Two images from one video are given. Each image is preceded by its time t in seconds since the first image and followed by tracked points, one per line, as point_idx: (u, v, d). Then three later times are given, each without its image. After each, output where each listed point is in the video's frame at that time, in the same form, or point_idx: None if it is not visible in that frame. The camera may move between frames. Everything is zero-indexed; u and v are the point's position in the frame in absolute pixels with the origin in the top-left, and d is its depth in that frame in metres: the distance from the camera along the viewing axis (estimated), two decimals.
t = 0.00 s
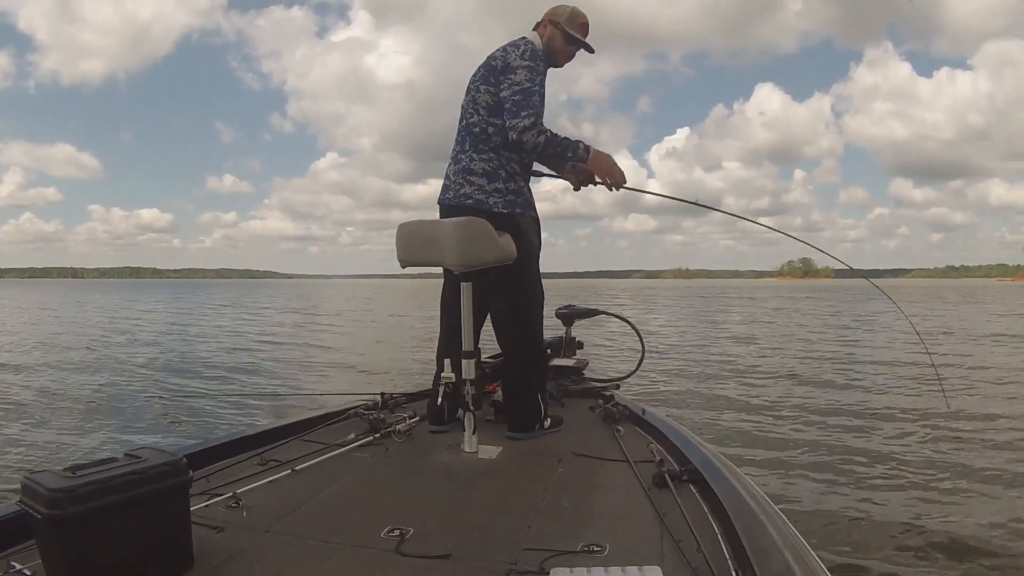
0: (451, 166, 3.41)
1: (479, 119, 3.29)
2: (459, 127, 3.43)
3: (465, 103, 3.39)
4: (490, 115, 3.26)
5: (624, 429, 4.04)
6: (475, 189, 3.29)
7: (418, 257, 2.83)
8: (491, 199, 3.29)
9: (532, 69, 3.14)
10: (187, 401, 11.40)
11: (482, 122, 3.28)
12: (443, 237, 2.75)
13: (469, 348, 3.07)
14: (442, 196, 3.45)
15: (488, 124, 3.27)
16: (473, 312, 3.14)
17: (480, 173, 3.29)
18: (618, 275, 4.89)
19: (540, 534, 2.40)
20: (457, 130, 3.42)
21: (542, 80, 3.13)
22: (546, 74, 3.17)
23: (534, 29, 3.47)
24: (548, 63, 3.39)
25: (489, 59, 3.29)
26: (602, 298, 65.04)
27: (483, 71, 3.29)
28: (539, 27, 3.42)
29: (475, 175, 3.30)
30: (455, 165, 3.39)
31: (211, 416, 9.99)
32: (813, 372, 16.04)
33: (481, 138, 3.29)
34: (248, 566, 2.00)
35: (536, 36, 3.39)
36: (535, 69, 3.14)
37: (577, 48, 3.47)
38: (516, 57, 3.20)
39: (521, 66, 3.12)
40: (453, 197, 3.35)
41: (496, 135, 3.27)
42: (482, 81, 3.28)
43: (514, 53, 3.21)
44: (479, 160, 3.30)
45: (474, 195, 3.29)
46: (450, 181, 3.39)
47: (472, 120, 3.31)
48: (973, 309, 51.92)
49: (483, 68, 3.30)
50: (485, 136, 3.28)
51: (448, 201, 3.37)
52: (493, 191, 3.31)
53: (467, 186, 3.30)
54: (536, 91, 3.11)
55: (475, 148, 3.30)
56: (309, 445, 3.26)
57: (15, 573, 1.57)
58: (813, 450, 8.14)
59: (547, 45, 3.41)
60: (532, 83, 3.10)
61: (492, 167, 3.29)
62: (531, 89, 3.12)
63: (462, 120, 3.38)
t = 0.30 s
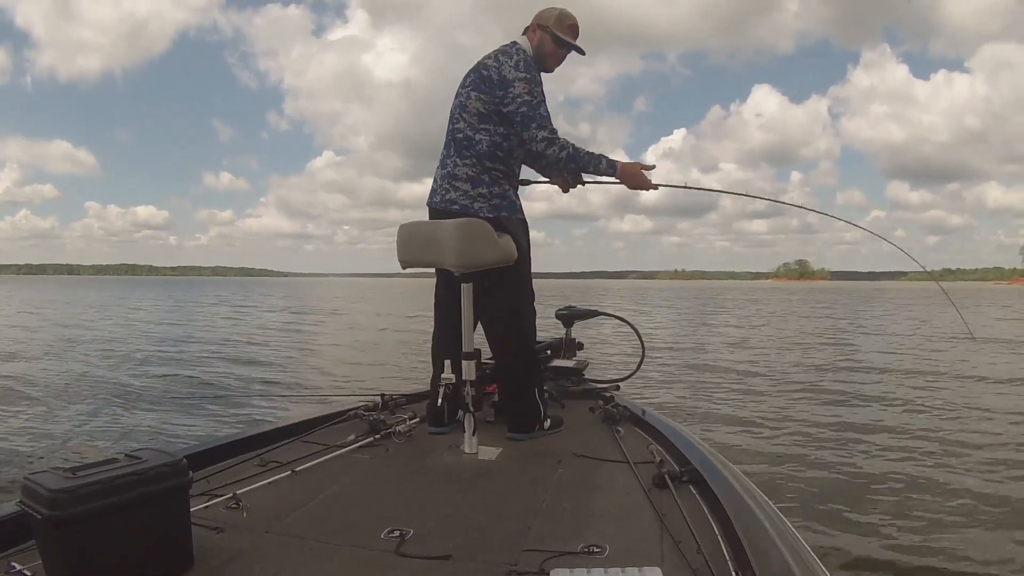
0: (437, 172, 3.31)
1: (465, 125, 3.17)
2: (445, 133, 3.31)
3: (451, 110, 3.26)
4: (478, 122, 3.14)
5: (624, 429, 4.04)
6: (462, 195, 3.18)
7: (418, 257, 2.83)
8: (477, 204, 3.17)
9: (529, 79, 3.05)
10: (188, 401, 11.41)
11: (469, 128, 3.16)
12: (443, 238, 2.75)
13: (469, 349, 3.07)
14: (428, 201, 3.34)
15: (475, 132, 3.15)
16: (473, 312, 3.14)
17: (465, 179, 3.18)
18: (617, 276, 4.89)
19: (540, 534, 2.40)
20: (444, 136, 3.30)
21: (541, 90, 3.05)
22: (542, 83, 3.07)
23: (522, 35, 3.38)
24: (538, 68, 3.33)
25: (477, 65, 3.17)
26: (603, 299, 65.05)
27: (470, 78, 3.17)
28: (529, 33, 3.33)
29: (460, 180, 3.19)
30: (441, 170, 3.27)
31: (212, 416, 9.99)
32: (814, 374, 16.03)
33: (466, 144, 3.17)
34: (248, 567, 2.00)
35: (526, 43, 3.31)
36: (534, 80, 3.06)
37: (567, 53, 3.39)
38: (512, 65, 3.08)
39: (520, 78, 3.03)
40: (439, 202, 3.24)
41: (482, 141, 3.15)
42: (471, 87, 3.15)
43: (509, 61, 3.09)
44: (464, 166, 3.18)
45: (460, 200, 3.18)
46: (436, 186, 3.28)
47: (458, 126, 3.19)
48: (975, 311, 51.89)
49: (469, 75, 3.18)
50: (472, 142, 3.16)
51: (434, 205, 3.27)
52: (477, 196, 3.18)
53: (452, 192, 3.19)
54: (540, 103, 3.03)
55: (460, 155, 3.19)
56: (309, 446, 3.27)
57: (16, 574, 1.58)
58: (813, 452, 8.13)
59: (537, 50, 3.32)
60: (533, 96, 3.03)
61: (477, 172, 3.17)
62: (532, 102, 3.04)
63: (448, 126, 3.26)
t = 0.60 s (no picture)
0: (438, 170, 3.29)
1: (470, 124, 3.15)
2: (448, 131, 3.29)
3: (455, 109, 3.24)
4: (483, 122, 3.13)
5: (624, 430, 4.04)
6: (461, 193, 3.16)
7: (418, 258, 2.83)
8: (476, 203, 3.16)
9: (540, 82, 3.05)
10: (187, 396, 11.38)
11: (473, 127, 3.14)
12: (443, 238, 2.74)
13: (470, 349, 3.06)
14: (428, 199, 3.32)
15: (480, 131, 3.13)
16: (474, 313, 3.13)
17: (465, 178, 3.16)
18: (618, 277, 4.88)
19: (540, 534, 2.40)
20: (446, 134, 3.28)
21: (552, 92, 3.05)
22: (551, 86, 3.07)
23: (532, 38, 3.37)
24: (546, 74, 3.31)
25: (486, 66, 3.15)
26: (603, 297, 65.02)
27: (478, 78, 3.15)
28: (538, 36, 3.32)
29: (460, 179, 3.17)
30: (442, 169, 3.25)
31: (210, 412, 9.95)
32: (813, 375, 16.02)
33: (469, 142, 3.15)
34: (248, 566, 2.00)
35: (536, 47, 3.31)
36: (544, 82, 3.06)
37: (575, 56, 3.37)
38: (522, 67, 3.07)
39: (531, 80, 3.03)
40: (438, 199, 3.22)
41: (486, 140, 3.14)
42: (478, 87, 3.13)
43: (519, 63, 3.08)
44: (465, 164, 3.17)
45: (459, 198, 3.16)
46: (436, 184, 3.26)
47: (461, 125, 3.17)
48: (974, 314, 51.89)
49: (477, 75, 3.16)
50: (476, 141, 3.14)
51: (433, 203, 3.25)
52: (477, 195, 3.16)
53: (452, 190, 3.17)
54: (551, 106, 3.04)
55: (461, 154, 3.17)
56: (309, 446, 3.26)
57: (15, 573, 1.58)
58: (812, 454, 8.13)
59: (546, 54, 3.30)
60: (545, 98, 3.04)
61: (477, 171, 3.16)
62: (543, 102, 3.05)
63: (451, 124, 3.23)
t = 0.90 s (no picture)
0: (438, 170, 3.29)
1: (470, 123, 3.14)
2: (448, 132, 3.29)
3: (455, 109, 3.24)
4: (483, 122, 3.13)
5: (624, 429, 4.03)
6: (460, 193, 3.16)
7: (418, 258, 2.83)
8: (475, 203, 3.16)
9: (541, 82, 3.05)
10: (186, 396, 11.35)
11: (474, 128, 3.14)
12: (443, 238, 2.73)
13: (469, 349, 3.06)
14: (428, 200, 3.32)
15: (479, 131, 3.13)
16: (474, 312, 3.13)
17: (464, 178, 3.16)
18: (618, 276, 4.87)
19: (540, 534, 2.40)
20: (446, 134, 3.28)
21: (553, 92, 3.04)
22: (553, 86, 3.06)
23: (533, 39, 3.37)
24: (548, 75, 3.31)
25: (487, 67, 3.14)
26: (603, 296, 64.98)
27: (478, 79, 3.14)
28: (538, 38, 3.32)
29: (459, 179, 3.17)
30: (442, 169, 3.25)
31: (210, 412, 9.94)
32: (813, 372, 16.02)
33: (469, 142, 3.15)
34: (248, 566, 2.00)
35: (536, 48, 3.31)
36: (545, 82, 3.06)
37: (576, 56, 3.37)
38: (523, 67, 3.07)
39: (532, 80, 3.02)
40: (437, 200, 3.23)
41: (486, 140, 3.13)
42: (478, 88, 3.13)
43: (520, 64, 3.08)
44: (463, 164, 3.17)
45: (458, 198, 3.16)
46: (436, 184, 3.27)
47: (461, 125, 3.17)
48: (973, 310, 51.89)
49: (478, 76, 3.15)
50: (476, 142, 3.14)
51: (433, 203, 3.26)
52: (476, 195, 3.16)
53: (451, 190, 3.18)
54: (552, 106, 3.03)
55: (460, 154, 3.17)
56: (309, 445, 3.26)
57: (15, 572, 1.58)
58: (812, 451, 8.13)
59: (547, 55, 3.31)
60: (546, 97, 3.03)
61: (476, 171, 3.16)
62: (545, 102, 3.04)
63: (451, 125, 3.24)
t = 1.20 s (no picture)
0: (437, 168, 3.28)
1: (476, 123, 3.14)
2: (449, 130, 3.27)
3: (459, 107, 3.22)
4: (490, 122, 3.12)
5: (624, 429, 4.04)
6: (461, 192, 3.16)
7: (419, 257, 2.83)
8: (476, 202, 3.16)
9: (555, 86, 3.08)
10: (186, 398, 11.34)
11: (480, 128, 3.13)
12: (443, 238, 2.74)
13: (469, 349, 3.06)
14: (427, 197, 3.31)
15: (486, 131, 3.13)
16: (473, 312, 3.14)
17: (465, 177, 3.16)
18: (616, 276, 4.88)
19: (540, 535, 2.40)
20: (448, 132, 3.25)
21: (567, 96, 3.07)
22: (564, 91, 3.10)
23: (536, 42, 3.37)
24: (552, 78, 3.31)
25: (496, 67, 3.13)
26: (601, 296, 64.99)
27: (487, 79, 3.13)
28: (542, 41, 3.32)
29: (459, 179, 3.17)
30: (442, 167, 3.24)
31: (209, 413, 9.91)
32: (813, 371, 16.02)
33: (474, 141, 3.14)
34: (248, 566, 2.00)
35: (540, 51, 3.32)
36: (559, 86, 3.09)
37: (578, 61, 3.38)
38: (535, 71, 3.09)
39: (547, 83, 3.05)
40: (437, 198, 3.22)
41: (493, 141, 3.14)
42: (486, 88, 3.12)
43: (531, 67, 3.09)
44: (465, 164, 3.16)
45: (459, 198, 3.16)
46: (435, 182, 3.26)
47: (466, 124, 3.15)
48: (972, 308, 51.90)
49: (486, 75, 3.14)
50: (482, 142, 3.14)
51: (432, 201, 3.24)
52: (476, 194, 3.16)
53: (451, 189, 3.18)
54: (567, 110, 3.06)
55: (463, 153, 3.17)
56: (309, 445, 3.26)
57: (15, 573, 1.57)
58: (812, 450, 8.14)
59: (550, 60, 3.30)
60: (562, 101, 3.06)
61: (476, 171, 3.16)
62: (561, 105, 3.07)
63: (454, 123, 3.22)
